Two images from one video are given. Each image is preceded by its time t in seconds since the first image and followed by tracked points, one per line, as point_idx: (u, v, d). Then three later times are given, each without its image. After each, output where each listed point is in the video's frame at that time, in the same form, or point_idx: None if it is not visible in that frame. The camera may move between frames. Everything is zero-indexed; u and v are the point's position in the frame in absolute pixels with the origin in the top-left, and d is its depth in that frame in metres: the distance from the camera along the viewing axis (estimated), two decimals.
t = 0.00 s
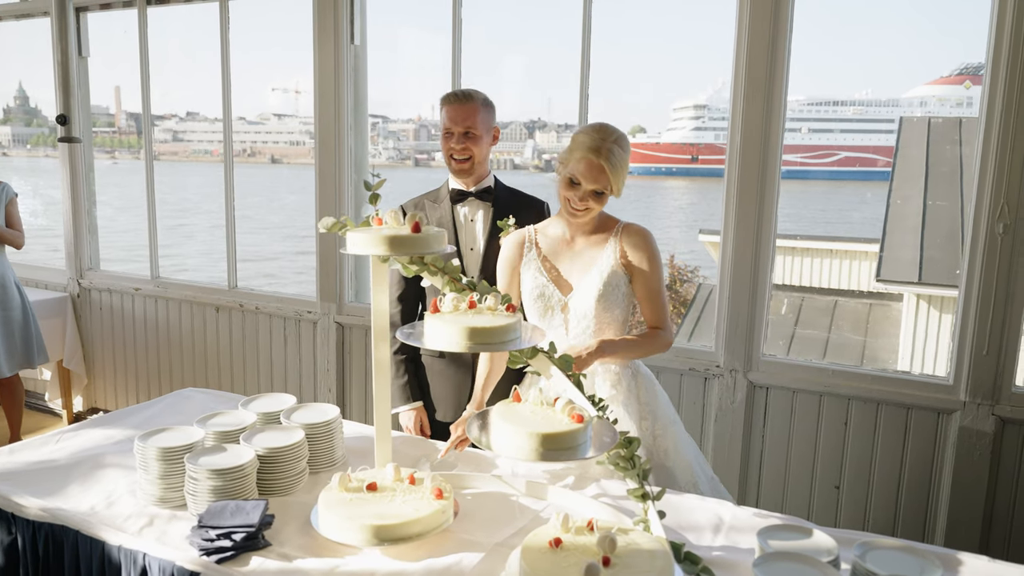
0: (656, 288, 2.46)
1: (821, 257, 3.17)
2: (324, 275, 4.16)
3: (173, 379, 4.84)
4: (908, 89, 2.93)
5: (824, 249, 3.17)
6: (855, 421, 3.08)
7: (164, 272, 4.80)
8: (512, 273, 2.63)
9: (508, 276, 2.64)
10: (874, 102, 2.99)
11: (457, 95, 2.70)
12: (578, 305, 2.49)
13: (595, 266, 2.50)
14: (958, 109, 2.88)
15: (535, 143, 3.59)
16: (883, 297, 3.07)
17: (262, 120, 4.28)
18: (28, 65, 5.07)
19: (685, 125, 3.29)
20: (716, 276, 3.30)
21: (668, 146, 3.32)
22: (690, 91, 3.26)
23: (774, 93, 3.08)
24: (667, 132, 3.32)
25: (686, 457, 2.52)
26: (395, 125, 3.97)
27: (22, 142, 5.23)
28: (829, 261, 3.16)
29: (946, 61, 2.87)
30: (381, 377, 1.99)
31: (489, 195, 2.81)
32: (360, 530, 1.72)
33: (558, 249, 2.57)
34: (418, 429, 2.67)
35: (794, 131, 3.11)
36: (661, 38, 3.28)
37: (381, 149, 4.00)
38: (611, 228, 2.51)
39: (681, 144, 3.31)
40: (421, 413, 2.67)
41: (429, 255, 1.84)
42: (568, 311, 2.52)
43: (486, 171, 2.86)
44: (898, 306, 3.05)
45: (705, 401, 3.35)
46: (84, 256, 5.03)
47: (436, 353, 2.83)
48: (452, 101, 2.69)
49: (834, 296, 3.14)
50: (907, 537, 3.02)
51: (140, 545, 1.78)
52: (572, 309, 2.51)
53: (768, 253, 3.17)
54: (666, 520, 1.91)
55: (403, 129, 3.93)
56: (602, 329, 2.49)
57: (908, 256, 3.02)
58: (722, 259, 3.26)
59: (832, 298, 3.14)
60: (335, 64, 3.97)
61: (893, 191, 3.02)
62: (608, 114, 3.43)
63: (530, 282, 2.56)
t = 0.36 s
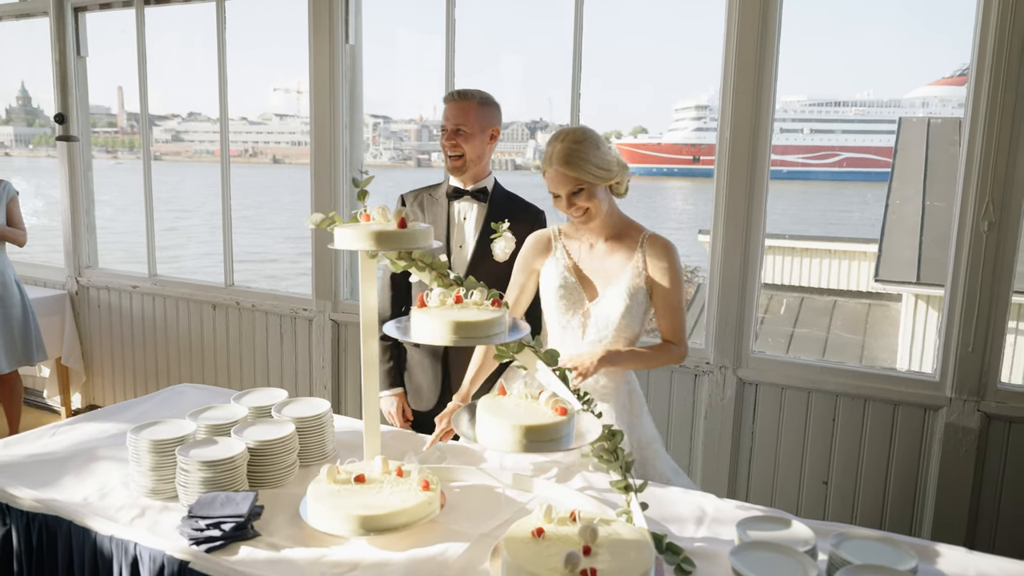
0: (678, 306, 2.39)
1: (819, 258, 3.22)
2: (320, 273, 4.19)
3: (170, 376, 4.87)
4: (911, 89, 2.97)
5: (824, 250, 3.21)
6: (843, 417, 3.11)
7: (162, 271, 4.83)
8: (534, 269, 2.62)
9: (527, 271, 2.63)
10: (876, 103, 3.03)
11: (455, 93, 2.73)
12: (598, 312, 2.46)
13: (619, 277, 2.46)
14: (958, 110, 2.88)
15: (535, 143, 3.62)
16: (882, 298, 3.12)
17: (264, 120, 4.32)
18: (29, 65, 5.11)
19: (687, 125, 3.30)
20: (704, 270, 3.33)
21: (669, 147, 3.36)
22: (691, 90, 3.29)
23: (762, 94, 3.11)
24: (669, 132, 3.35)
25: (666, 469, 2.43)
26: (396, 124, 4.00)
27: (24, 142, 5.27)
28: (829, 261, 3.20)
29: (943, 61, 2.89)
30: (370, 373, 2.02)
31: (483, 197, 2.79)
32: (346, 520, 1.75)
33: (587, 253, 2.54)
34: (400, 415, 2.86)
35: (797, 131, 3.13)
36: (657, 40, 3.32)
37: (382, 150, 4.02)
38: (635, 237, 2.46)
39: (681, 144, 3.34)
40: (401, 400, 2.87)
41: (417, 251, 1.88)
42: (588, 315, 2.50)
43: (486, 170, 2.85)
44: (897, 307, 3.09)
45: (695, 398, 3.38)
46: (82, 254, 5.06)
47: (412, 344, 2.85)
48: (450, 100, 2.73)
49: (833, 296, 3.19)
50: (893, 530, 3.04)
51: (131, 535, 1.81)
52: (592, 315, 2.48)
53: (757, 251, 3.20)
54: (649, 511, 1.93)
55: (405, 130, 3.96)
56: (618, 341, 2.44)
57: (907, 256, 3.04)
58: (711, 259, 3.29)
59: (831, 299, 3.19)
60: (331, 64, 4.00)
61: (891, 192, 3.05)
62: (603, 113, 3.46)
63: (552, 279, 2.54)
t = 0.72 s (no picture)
0: (680, 287, 2.38)
1: (854, 266, 3.23)
2: (350, 278, 4.29)
3: (205, 377, 5.01)
4: (953, 94, 2.94)
5: (858, 258, 3.23)
6: (864, 421, 3.10)
7: (199, 275, 4.99)
8: (540, 281, 2.66)
9: (535, 285, 2.67)
10: (916, 109, 3.01)
11: (473, 105, 2.84)
12: (602, 310, 2.50)
13: (618, 271, 2.48)
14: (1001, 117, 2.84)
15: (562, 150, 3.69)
16: (919, 307, 3.10)
17: (300, 130, 4.44)
18: (75, 78, 5.33)
19: (721, 133, 3.32)
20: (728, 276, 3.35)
21: (705, 155, 3.39)
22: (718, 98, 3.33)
23: (782, 103, 3.14)
24: (702, 140, 3.38)
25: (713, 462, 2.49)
26: (429, 133, 4.09)
27: (69, 151, 5.48)
28: (864, 269, 3.21)
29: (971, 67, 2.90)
30: (392, 371, 2.09)
31: (499, 203, 2.88)
32: (367, 512, 1.82)
33: (584, 253, 2.59)
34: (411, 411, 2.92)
35: (833, 139, 3.15)
36: (680, 49, 3.37)
37: (416, 158, 4.12)
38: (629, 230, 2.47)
39: (716, 151, 3.36)
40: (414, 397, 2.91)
41: (436, 253, 1.95)
42: (594, 316, 2.53)
43: (504, 177, 2.94)
44: (934, 316, 3.07)
45: (716, 401, 3.40)
46: (123, 259, 5.25)
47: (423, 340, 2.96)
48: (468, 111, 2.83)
49: (869, 304, 3.19)
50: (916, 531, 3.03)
51: (164, 522, 1.90)
52: (598, 315, 2.51)
53: (777, 255, 3.22)
54: (663, 508, 1.97)
55: (440, 138, 4.05)
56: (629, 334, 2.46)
57: (944, 266, 3.03)
58: (732, 267, 3.32)
59: (867, 308, 3.19)
60: (360, 75, 4.11)
61: (927, 200, 3.04)
62: (627, 121, 3.52)
63: (556, 290, 2.58)
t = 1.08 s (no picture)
0: (720, 310, 2.39)
1: (917, 280, 3.18)
2: (400, 286, 4.41)
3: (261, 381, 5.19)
4: None
5: (921, 271, 3.17)
6: (913, 435, 3.04)
7: (258, 283, 5.19)
8: (584, 275, 2.72)
9: (578, 277, 2.73)
10: (985, 119, 2.96)
11: (511, 116, 2.93)
12: (639, 316, 2.53)
13: (661, 281, 2.51)
14: None
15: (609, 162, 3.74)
16: (984, 323, 3.02)
17: (358, 143, 4.59)
18: (145, 96, 5.62)
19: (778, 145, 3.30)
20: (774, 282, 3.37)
21: (762, 167, 3.37)
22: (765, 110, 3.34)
23: (827, 117, 3.12)
24: (761, 151, 3.37)
25: (731, 470, 2.48)
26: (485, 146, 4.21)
27: (139, 165, 5.77)
28: (927, 283, 3.16)
29: None
30: (434, 375, 2.16)
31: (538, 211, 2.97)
32: (408, 508, 1.89)
33: (630, 256, 2.62)
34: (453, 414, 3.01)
35: (897, 150, 3.12)
36: (728, 62, 3.41)
37: (471, 171, 4.25)
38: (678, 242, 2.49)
39: (773, 163, 3.33)
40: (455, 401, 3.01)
41: (478, 260, 2.01)
42: (632, 319, 2.57)
43: (542, 187, 3.01)
44: (1001, 332, 2.98)
45: (761, 412, 3.37)
46: (187, 267, 5.49)
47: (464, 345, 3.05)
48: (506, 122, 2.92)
49: (932, 320, 3.13)
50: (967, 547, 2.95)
51: (219, 514, 2.01)
52: (635, 319, 2.55)
53: (823, 266, 3.20)
54: (698, 514, 1.99)
55: (493, 151, 4.18)
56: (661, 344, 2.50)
57: (1011, 280, 2.96)
58: (776, 280, 3.30)
59: (929, 323, 3.13)
60: (412, 90, 4.24)
61: (994, 213, 2.98)
62: (674, 132, 3.55)
63: (597, 286, 2.63)
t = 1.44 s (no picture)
0: (752, 318, 2.38)
1: (986, 295, 3.08)
2: (453, 294, 4.50)
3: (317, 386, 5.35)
4: None
5: (990, 285, 3.07)
6: (968, 452, 2.97)
7: (316, 289, 5.36)
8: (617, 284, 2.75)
9: (612, 286, 2.76)
10: None
11: (544, 128, 2.95)
12: (670, 324, 2.55)
13: (692, 290, 2.51)
14: None
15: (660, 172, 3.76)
16: None
17: (416, 154, 4.70)
18: (213, 110, 5.88)
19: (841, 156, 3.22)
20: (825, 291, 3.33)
21: (824, 177, 3.29)
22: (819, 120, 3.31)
23: (882, 129, 3.08)
24: (824, 162, 3.29)
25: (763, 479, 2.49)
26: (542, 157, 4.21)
27: (207, 176, 6.03)
28: (997, 297, 3.06)
29: None
30: (481, 380, 2.22)
31: (573, 220, 3.01)
32: (452, 508, 1.96)
33: (660, 265, 2.63)
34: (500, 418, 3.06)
35: (970, 160, 3.05)
36: (781, 72, 3.40)
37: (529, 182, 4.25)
38: (710, 249, 2.49)
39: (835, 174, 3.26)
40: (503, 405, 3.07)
41: (524, 268, 2.07)
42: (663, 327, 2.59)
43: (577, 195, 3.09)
44: None
45: (811, 426, 3.33)
46: (249, 274, 5.71)
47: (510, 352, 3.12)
48: (540, 134, 2.94)
49: (1002, 337, 3.04)
50: None
51: (273, 508, 2.10)
52: (666, 327, 2.57)
53: (876, 278, 3.14)
54: (740, 523, 2.00)
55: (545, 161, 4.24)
56: (693, 352, 2.52)
57: None
58: (827, 292, 3.27)
59: (1000, 339, 3.04)
60: (467, 102, 4.34)
61: None
62: (726, 143, 3.55)
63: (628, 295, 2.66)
